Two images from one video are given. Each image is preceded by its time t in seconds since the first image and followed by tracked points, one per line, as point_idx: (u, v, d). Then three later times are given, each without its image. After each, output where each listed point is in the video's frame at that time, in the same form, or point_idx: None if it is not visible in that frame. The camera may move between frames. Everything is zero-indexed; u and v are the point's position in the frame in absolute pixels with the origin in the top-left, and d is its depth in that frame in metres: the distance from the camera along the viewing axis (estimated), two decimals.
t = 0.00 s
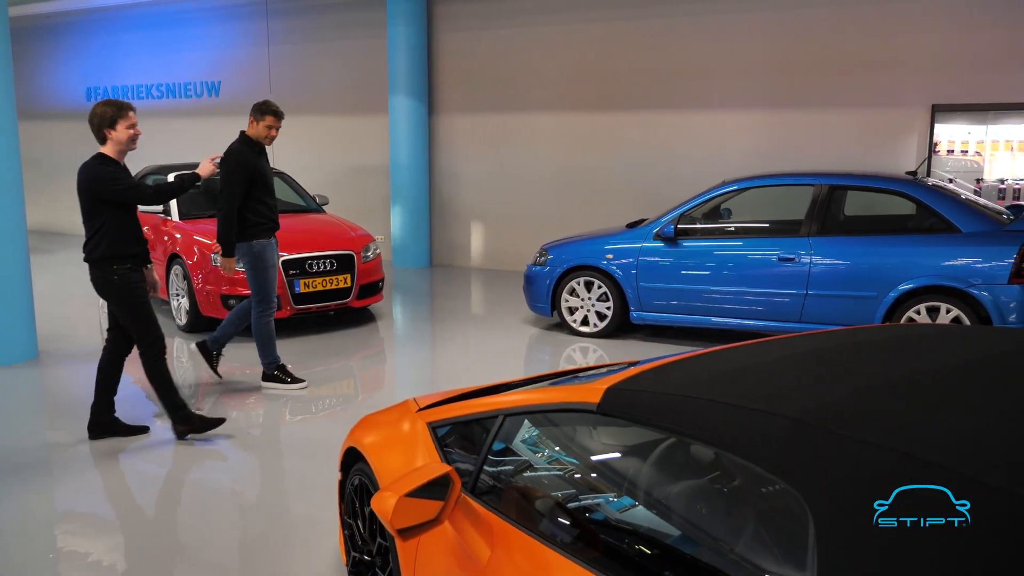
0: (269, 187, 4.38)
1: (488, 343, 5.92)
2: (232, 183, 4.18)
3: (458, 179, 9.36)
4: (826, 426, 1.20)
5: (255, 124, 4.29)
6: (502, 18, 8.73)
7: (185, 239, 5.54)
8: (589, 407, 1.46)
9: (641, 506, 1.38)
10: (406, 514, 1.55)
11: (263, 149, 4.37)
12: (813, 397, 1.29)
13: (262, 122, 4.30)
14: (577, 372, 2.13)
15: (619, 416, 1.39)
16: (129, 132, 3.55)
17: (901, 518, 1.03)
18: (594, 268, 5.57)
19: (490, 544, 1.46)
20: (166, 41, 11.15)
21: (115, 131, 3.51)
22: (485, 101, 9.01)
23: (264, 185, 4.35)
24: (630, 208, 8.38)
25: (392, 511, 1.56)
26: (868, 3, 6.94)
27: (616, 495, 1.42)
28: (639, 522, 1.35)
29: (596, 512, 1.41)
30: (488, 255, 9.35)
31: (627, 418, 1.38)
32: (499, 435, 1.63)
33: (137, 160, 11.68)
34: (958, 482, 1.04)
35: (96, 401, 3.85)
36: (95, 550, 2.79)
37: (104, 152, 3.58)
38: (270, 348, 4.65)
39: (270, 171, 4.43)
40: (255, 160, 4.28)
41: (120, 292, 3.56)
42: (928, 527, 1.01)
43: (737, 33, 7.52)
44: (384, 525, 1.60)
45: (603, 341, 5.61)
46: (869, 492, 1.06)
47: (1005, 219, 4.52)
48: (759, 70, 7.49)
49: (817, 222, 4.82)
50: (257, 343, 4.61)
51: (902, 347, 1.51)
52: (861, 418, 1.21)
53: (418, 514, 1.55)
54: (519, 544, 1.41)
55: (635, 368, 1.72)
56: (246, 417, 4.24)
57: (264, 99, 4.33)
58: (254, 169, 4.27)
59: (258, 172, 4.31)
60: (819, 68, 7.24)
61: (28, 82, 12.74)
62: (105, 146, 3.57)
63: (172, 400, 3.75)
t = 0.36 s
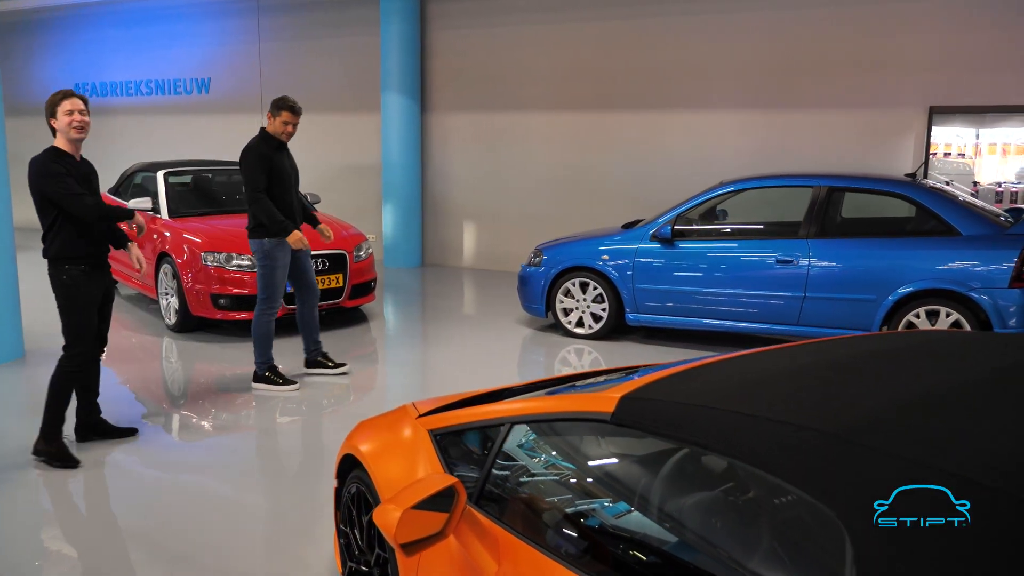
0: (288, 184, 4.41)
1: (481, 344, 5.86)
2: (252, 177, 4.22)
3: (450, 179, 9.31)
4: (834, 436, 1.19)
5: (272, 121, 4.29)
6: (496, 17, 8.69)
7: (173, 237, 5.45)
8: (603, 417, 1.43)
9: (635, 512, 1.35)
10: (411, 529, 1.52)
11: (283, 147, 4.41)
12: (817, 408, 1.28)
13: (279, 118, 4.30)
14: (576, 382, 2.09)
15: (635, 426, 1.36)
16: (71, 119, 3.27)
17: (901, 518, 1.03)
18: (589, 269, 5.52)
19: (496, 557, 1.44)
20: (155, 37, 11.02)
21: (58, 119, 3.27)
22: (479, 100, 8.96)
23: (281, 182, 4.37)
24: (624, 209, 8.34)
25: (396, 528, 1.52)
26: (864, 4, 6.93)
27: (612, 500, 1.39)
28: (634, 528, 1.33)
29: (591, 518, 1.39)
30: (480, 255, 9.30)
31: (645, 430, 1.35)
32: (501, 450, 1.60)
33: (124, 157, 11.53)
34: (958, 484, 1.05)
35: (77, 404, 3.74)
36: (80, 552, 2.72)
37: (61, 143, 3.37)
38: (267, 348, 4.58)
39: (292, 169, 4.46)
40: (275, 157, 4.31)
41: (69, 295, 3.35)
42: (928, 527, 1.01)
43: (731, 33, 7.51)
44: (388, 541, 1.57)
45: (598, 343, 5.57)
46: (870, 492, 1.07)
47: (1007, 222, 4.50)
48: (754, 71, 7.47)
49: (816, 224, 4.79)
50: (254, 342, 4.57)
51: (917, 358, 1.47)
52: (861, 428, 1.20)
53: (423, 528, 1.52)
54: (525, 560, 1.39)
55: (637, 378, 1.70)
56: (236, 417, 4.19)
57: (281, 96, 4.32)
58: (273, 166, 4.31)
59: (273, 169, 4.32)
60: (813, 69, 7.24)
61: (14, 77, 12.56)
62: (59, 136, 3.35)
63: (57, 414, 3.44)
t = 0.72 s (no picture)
0: (305, 180, 4.32)
1: (473, 346, 5.78)
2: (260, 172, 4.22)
3: (440, 179, 9.22)
4: (854, 441, 1.18)
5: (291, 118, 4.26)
6: (487, 14, 8.60)
7: (158, 238, 5.33)
8: (622, 436, 1.34)
9: (631, 523, 1.31)
10: (417, 556, 1.44)
11: (305, 145, 4.36)
12: (825, 416, 1.26)
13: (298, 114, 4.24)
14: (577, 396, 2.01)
15: (657, 448, 1.28)
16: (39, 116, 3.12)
17: (901, 518, 1.03)
18: (583, 271, 5.44)
19: None
20: (141, 34, 10.86)
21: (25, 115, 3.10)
22: (469, 99, 8.87)
23: (295, 182, 4.29)
24: (616, 210, 8.27)
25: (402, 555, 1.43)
26: (857, 4, 6.91)
27: (605, 511, 1.35)
28: (632, 541, 1.29)
29: (586, 530, 1.36)
30: (471, 256, 9.21)
31: (666, 452, 1.27)
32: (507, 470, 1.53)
33: (109, 155, 11.33)
34: (960, 486, 1.06)
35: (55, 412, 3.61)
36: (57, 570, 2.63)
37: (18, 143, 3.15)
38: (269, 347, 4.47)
39: (314, 167, 4.38)
40: (288, 153, 4.28)
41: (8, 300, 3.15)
42: (928, 527, 1.02)
43: (724, 33, 7.46)
44: (391, 571, 1.47)
45: (591, 346, 5.51)
46: (870, 493, 1.07)
47: (1005, 225, 4.46)
48: (747, 71, 7.43)
49: (814, 226, 4.74)
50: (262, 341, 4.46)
51: (936, 368, 1.42)
52: (871, 436, 1.19)
53: (431, 554, 1.44)
54: None
55: (646, 394, 1.63)
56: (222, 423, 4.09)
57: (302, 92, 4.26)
58: (285, 162, 4.26)
59: (285, 168, 4.28)
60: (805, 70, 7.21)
61: None
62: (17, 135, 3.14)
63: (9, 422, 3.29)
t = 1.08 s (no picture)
0: (274, 183, 4.16)
1: (440, 353, 5.67)
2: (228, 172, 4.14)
3: (404, 182, 9.08)
4: (868, 448, 1.18)
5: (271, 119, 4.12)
6: (450, 16, 8.51)
7: (110, 244, 5.10)
8: (619, 462, 1.28)
9: (601, 538, 1.29)
10: None
11: (283, 147, 4.21)
12: (841, 426, 1.25)
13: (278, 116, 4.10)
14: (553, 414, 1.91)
15: (658, 475, 1.23)
16: None
17: (901, 518, 1.04)
18: (552, 277, 5.37)
19: None
20: (92, 33, 10.52)
21: None
22: (433, 101, 8.76)
23: (264, 183, 4.14)
24: (582, 213, 8.23)
25: None
26: (818, 7, 6.97)
27: (576, 527, 1.33)
28: (601, 556, 1.28)
29: (557, 545, 1.34)
30: (435, 260, 9.08)
31: (666, 478, 1.22)
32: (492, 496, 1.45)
33: (57, 158, 10.92)
34: (958, 487, 1.07)
35: None
36: None
37: None
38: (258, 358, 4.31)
39: (288, 170, 4.20)
40: (260, 154, 4.14)
41: None
42: (927, 526, 1.02)
43: (687, 36, 7.49)
44: None
45: (561, 352, 5.45)
46: (871, 493, 1.08)
47: (969, 226, 4.51)
48: (711, 75, 7.46)
49: (783, 229, 4.73)
50: (247, 349, 4.30)
51: (933, 375, 1.41)
52: (886, 442, 1.19)
53: None
54: None
55: (636, 413, 1.55)
56: (179, 437, 3.92)
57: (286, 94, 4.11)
58: (254, 163, 4.13)
59: (255, 168, 4.14)
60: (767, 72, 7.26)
61: None
62: None
63: None
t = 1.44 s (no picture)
0: (222, 186, 3.96)
1: (395, 360, 5.52)
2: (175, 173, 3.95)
3: (353, 184, 8.87)
4: (877, 456, 1.15)
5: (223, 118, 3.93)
6: (400, 15, 8.36)
7: (43, 248, 4.80)
8: (630, 491, 1.18)
9: (566, 552, 1.25)
10: None
11: (235, 149, 4.01)
12: (849, 434, 1.22)
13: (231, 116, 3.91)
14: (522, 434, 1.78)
15: (671, 503, 1.14)
16: None
17: (900, 517, 1.03)
18: (509, 282, 5.29)
19: None
20: (23, 27, 10.04)
21: None
22: (384, 102, 8.59)
23: (212, 186, 3.95)
24: (536, 217, 8.17)
25: None
26: (766, 14, 7.08)
27: (540, 541, 1.27)
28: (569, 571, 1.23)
29: (520, 561, 1.28)
30: (386, 264, 8.89)
31: (674, 505, 1.14)
32: (483, 529, 1.33)
33: None
34: (957, 487, 1.07)
35: None
36: None
37: None
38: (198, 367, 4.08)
39: (238, 173, 4.01)
40: (209, 155, 3.96)
41: None
42: (927, 526, 1.02)
43: (640, 41, 7.52)
44: None
45: (519, 358, 5.36)
46: (871, 494, 1.07)
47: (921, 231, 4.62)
48: (664, 79, 7.50)
49: (742, 234, 4.76)
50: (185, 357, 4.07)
51: (919, 384, 1.42)
52: (891, 449, 1.16)
53: None
54: None
55: (628, 433, 1.45)
56: (118, 450, 3.68)
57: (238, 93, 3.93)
58: (203, 164, 3.94)
59: (203, 170, 3.95)
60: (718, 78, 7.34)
61: None
62: None
63: None
